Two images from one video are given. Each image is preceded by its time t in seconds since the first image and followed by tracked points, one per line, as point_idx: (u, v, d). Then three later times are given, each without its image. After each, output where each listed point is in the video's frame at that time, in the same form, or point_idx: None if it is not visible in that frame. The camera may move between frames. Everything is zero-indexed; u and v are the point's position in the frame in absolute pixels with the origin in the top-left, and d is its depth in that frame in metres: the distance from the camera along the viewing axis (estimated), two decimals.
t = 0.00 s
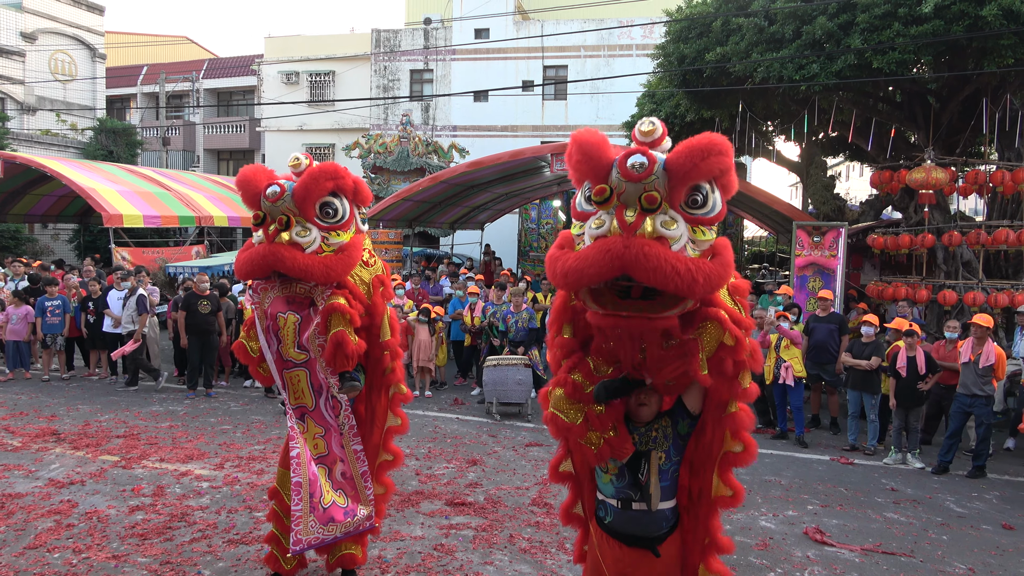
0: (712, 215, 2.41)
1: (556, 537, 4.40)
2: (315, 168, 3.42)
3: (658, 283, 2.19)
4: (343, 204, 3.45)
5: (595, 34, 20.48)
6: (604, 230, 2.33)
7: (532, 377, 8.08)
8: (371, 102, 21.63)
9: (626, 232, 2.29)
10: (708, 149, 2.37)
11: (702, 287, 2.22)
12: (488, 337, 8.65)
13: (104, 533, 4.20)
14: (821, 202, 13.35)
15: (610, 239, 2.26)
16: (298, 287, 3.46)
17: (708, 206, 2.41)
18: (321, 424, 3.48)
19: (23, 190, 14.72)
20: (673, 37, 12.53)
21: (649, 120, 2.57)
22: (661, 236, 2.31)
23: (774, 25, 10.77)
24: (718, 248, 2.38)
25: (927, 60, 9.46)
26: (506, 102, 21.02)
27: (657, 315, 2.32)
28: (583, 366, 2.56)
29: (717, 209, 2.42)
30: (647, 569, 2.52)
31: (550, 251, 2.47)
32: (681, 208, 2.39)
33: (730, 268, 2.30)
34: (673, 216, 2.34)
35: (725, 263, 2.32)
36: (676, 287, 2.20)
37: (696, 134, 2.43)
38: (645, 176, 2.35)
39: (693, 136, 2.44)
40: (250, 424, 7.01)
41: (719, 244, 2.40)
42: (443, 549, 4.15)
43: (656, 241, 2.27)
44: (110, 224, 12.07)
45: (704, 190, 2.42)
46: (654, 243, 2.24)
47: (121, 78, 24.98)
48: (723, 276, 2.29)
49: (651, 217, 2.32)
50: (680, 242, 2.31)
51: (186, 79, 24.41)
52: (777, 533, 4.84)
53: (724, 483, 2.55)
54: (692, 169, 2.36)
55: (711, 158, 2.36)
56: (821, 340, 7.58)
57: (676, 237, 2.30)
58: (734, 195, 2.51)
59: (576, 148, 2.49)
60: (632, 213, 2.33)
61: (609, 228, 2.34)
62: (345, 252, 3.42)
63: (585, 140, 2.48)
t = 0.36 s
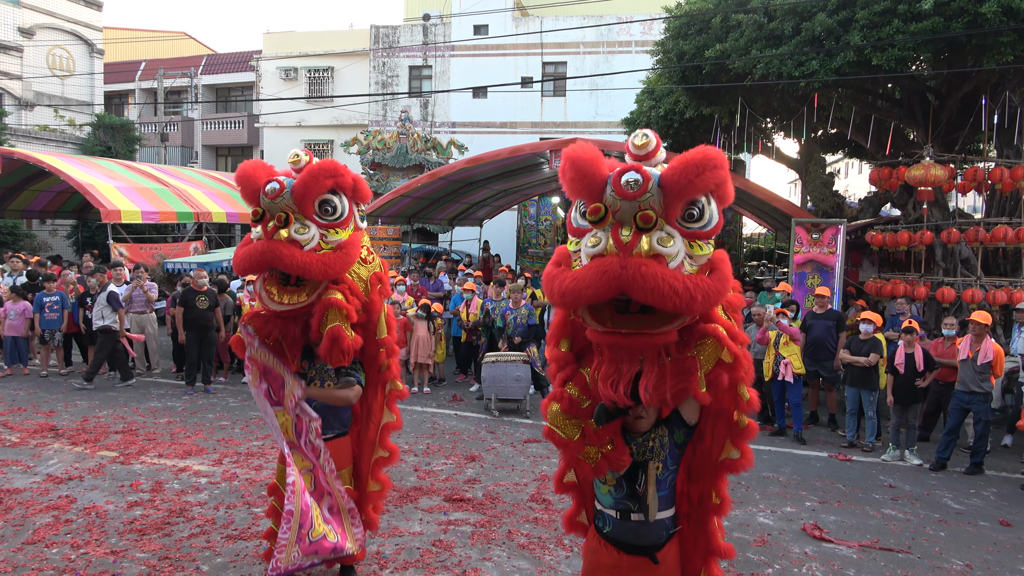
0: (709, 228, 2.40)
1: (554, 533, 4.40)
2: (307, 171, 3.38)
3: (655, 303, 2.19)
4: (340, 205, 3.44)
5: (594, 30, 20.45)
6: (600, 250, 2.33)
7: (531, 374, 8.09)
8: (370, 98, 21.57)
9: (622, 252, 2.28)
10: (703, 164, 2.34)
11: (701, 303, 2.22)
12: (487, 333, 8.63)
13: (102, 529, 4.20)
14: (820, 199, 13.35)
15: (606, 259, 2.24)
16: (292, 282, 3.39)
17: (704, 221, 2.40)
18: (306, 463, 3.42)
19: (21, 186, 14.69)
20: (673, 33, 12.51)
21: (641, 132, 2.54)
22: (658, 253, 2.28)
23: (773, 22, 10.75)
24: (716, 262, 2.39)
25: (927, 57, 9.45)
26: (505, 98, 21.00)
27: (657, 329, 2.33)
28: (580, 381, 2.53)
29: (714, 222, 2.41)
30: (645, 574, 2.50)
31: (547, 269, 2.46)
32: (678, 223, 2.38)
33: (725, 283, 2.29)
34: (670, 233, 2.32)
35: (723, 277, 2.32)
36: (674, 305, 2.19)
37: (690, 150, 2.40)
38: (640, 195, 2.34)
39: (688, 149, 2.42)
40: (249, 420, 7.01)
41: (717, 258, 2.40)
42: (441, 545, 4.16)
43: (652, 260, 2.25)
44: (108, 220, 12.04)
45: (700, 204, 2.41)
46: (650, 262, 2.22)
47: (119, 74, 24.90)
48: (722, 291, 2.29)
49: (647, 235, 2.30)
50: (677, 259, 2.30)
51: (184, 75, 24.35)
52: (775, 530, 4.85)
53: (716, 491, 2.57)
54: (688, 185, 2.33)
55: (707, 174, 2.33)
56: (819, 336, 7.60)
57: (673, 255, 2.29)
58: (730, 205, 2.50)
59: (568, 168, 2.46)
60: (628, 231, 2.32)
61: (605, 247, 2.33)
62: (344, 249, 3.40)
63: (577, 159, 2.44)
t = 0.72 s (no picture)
0: (713, 200, 2.34)
1: (554, 529, 4.41)
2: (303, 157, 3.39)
3: (660, 275, 2.14)
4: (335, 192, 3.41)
5: (594, 26, 20.42)
6: (598, 222, 2.28)
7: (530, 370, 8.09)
8: (370, 94, 21.53)
9: (621, 222, 2.23)
10: (706, 130, 2.31)
11: (707, 276, 2.18)
12: (486, 330, 8.63)
13: (102, 525, 4.21)
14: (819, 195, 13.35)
15: (605, 232, 2.21)
16: (284, 272, 3.36)
17: (709, 189, 2.33)
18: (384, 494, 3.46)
19: (20, 181, 14.67)
20: (673, 29, 12.48)
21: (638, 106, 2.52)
22: (660, 224, 2.24)
23: (773, 18, 10.71)
24: (719, 235, 2.37)
25: (927, 53, 9.43)
26: (504, 94, 20.96)
27: (663, 307, 2.27)
28: (586, 389, 2.44)
29: (719, 194, 2.35)
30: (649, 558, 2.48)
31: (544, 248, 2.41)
32: (680, 192, 2.33)
33: (735, 255, 2.26)
34: (671, 203, 2.28)
35: (729, 250, 2.31)
36: (679, 278, 2.14)
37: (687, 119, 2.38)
38: (640, 161, 2.29)
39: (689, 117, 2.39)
40: (248, 416, 7.01)
41: (720, 231, 2.38)
42: (441, 541, 4.16)
43: (653, 230, 2.21)
44: (107, 216, 12.03)
45: (703, 173, 2.35)
46: (652, 232, 2.18)
47: (118, 69, 24.85)
48: (729, 263, 2.26)
49: (647, 204, 2.26)
50: (680, 231, 2.25)
51: (183, 70, 24.31)
52: (774, 526, 4.86)
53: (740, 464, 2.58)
54: (690, 152, 2.29)
55: (706, 139, 2.30)
56: (819, 334, 7.70)
57: (675, 226, 2.24)
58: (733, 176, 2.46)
59: (564, 140, 2.46)
60: (628, 201, 2.27)
61: (603, 220, 2.27)
62: (337, 237, 3.39)
63: (571, 133, 2.45)
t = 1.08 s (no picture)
0: (708, 405, 2.06)
1: (555, 525, 4.41)
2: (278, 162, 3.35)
3: (641, 516, 2.01)
4: (316, 195, 3.41)
5: (594, 21, 20.40)
6: (573, 440, 2.10)
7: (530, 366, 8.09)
8: (369, 90, 21.50)
9: (598, 450, 2.06)
10: (699, 342, 1.92)
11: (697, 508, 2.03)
12: (486, 326, 8.62)
13: (104, 522, 4.21)
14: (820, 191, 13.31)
15: (580, 463, 2.06)
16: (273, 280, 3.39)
17: (702, 395, 2.04)
18: (390, 409, 3.58)
19: (20, 179, 14.66)
20: (673, 25, 12.45)
21: (621, 277, 2.11)
22: (643, 453, 2.03)
23: (774, 13, 10.65)
24: (717, 435, 2.10)
25: (927, 48, 9.41)
26: (504, 89, 20.94)
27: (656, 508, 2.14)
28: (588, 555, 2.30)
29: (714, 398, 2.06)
30: None
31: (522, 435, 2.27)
32: (668, 402, 2.05)
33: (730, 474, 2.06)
34: (657, 426, 2.03)
35: (723, 464, 2.07)
36: (665, 514, 2.00)
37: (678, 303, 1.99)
38: (618, 384, 2.01)
39: (683, 303, 1.99)
40: (249, 413, 7.01)
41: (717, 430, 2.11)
42: (442, 537, 4.17)
43: (634, 464, 2.02)
44: (107, 213, 12.02)
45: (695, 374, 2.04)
46: (631, 469, 2.01)
47: (117, 66, 24.82)
48: (722, 481, 2.07)
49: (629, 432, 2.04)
50: (665, 457, 2.03)
51: (183, 67, 24.28)
52: (775, 521, 4.86)
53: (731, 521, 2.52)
54: (677, 371, 1.96)
55: (700, 352, 1.92)
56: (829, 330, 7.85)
57: (660, 455, 2.02)
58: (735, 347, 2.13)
59: (533, 328, 2.12)
60: (605, 426, 2.06)
61: (580, 439, 2.09)
62: (322, 240, 3.41)
63: (542, 324, 2.09)
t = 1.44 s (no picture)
0: None
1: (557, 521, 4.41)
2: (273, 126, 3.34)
3: None
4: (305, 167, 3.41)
5: (596, 18, 20.36)
6: None
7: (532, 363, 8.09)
8: (371, 87, 21.48)
9: None
10: None
11: None
12: (488, 323, 8.62)
13: (106, 517, 4.22)
14: (822, 188, 13.44)
15: None
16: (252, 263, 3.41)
17: None
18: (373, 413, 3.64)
19: (22, 175, 14.69)
20: (676, 21, 12.40)
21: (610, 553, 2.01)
22: None
23: (777, 9, 10.58)
24: None
25: (931, 44, 9.36)
26: (506, 86, 20.90)
27: None
28: None
29: None
30: None
31: None
32: None
33: None
34: None
35: None
36: None
37: None
38: None
39: None
40: (252, 409, 7.02)
41: None
42: (444, 533, 4.17)
43: None
44: (109, 209, 12.03)
45: None
46: None
47: (119, 62, 24.82)
48: None
49: None
50: None
51: (185, 64, 24.26)
52: (778, 518, 4.86)
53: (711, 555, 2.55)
54: None
55: None
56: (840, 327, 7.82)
57: None
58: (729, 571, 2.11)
59: None
60: None
61: None
62: (302, 211, 3.36)
63: None
